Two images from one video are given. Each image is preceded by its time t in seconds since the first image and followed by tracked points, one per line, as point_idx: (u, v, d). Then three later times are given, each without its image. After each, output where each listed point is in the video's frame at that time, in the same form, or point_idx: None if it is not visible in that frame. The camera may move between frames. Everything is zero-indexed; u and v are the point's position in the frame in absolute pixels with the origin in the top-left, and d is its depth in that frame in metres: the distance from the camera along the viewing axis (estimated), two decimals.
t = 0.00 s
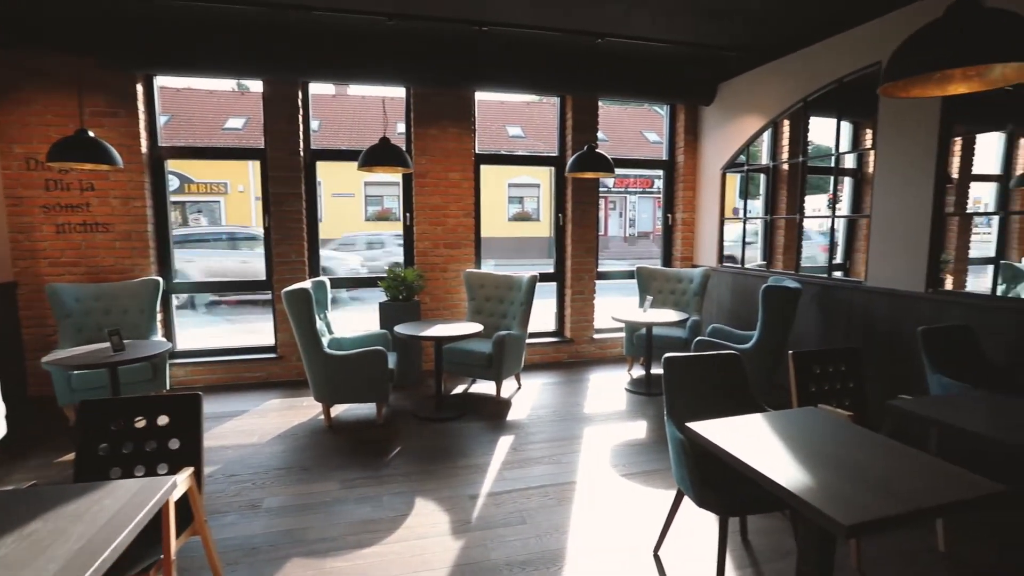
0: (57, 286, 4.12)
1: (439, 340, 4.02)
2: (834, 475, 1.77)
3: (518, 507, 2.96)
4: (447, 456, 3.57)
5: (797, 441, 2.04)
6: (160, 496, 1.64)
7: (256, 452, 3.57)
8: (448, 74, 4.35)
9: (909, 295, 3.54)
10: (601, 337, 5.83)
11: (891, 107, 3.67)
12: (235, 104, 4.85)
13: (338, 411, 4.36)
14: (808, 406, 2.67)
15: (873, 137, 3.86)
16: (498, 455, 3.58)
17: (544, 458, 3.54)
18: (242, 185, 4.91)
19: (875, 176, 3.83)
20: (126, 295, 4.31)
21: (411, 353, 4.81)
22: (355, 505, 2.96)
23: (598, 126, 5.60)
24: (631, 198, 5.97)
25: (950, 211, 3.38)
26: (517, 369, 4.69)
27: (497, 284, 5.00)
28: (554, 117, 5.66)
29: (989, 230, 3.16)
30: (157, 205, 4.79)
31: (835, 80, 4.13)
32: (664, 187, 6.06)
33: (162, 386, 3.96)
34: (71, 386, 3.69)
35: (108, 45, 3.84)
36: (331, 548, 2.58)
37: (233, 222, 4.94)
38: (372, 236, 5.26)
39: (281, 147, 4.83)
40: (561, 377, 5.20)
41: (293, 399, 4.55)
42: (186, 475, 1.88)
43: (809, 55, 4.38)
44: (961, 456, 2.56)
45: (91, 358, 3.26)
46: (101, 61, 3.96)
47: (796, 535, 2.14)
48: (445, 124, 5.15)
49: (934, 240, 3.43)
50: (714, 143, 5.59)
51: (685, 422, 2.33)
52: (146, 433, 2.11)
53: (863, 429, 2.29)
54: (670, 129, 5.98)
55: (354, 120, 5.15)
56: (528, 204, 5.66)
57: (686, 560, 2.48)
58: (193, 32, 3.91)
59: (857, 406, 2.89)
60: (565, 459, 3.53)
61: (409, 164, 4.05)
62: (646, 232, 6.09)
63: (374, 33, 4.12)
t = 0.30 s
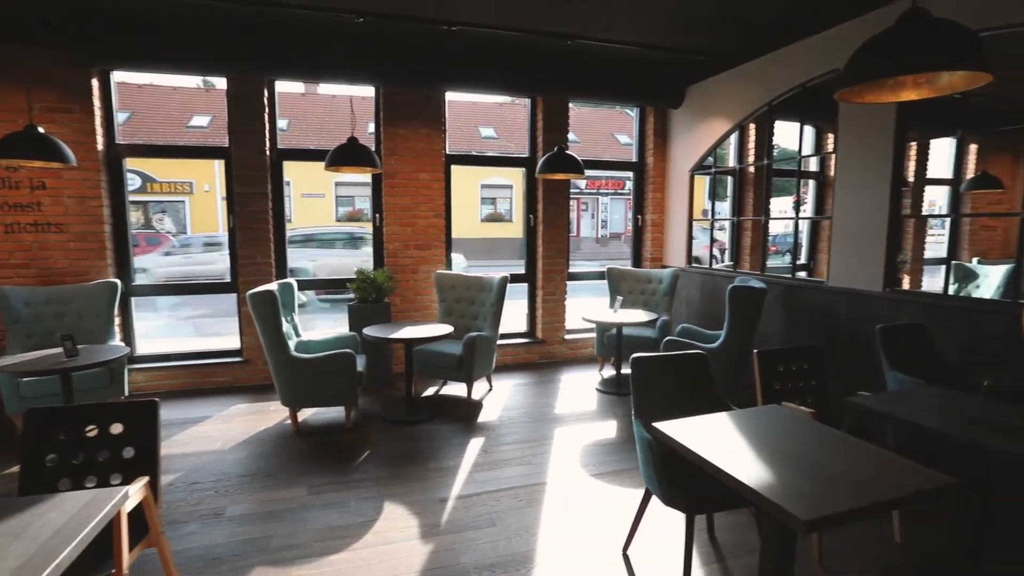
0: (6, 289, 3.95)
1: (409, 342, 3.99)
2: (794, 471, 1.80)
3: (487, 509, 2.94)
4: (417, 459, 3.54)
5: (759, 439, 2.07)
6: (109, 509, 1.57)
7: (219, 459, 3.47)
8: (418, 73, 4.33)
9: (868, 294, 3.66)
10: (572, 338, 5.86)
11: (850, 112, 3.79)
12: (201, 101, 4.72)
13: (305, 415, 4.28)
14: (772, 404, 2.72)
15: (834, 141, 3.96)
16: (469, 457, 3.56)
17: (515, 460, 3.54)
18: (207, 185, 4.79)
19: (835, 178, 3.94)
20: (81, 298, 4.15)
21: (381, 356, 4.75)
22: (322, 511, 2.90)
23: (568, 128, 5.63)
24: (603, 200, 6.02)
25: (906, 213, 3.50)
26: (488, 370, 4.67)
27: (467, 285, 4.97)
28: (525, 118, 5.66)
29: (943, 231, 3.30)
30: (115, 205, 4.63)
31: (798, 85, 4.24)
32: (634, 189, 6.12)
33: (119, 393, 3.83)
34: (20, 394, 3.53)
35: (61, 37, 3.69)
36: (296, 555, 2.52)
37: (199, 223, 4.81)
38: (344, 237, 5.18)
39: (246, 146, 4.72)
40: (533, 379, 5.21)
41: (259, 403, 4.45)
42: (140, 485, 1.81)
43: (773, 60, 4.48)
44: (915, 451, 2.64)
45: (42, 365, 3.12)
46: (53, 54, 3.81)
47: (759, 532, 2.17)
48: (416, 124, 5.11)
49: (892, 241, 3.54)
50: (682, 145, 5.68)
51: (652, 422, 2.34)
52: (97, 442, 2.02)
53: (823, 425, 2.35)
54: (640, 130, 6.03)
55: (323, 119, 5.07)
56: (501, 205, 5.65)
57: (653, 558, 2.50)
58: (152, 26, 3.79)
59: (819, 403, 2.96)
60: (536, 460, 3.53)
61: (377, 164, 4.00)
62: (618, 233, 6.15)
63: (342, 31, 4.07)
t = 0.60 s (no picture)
0: None
1: (377, 345, 3.93)
2: (753, 470, 1.83)
3: (455, 513, 2.92)
4: (384, 463, 3.48)
5: (721, 438, 2.10)
6: (49, 523, 1.49)
7: (176, 468, 3.36)
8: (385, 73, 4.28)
9: (828, 294, 3.76)
10: (542, 339, 5.87)
11: (810, 118, 3.89)
12: (162, 97, 4.57)
13: (269, 420, 4.18)
14: (735, 403, 2.76)
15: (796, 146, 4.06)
16: (437, 461, 3.53)
17: (484, 462, 3.52)
18: (169, 184, 4.65)
19: (797, 182, 4.04)
20: (29, 302, 3.97)
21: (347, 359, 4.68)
22: (285, 519, 2.83)
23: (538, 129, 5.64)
24: (574, 202, 6.06)
25: (865, 216, 3.61)
26: (457, 372, 4.64)
27: (436, 287, 4.93)
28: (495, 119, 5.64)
29: (899, 233, 3.40)
30: (66, 204, 4.44)
31: (761, 90, 4.33)
32: (603, 191, 6.16)
33: (70, 401, 3.68)
34: None
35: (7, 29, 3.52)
36: (256, 565, 2.46)
37: (160, 223, 4.66)
38: (312, 238, 5.09)
39: (207, 145, 4.60)
40: (503, 380, 5.20)
41: (220, 409, 4.33)
42: (85, 497, 1.74)
43: (737, 65, 4.57)
44: (871, 447, 2.72)
45: None
46: None
47: (722, 530, 2.20)
48: (383, 124, 5.05)
49: (851, 243, 3.65)
50: (650, 148, 5.75)
51: (617, 423, 2.35)
52: (39, 453, 1.93)
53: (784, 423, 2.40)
54: (608, 132, 6.07)
55: (289, 118, 4.96)
56: (472, 206, 5.63)
57: (620, 558, 2.52)
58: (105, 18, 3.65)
59: (781, 402, 3.02)
60: (505, 462, 3.51)
61: (343, 165, 3.94)
62: (589, 235, 6.19)
63: (307, 29, 3.99)
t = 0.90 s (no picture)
0: None
1: (344, 347, 3.87)
2: (715, 470, 1.85)
3: (422, 517, 2.88)
4: (350, 468, 3.43)
5: (684, 439, 2.12)
6: None
7: (133, 476, 3.24)
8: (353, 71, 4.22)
9: (793, 296, 3.84)
10: (512, 340, 5.87)
11: (775, 122, 3.97)
12: (123, 92, 4.42)
13: (232, 425, 4.07)
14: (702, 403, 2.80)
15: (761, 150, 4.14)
16: (405, 464, 3.49)
17: (454, 465, 3.49)
18: (130, 182, 4.49)
19: (762, 185, 4.12)
20: None
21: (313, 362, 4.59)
22: (247, 527, 2.76)
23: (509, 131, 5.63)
24: (547, 203, 6.07)
25: (828, 220, 3.69)
26: (426, 375, 4.60)
27: (405, 289, 4.89)
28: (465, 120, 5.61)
29: (860, 237, 3.50)
30: (15, 202, 4.24)
31: (727, 95, 4.41)
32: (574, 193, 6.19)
33: (18, 408, 3.52)
34: None
35: None
36: None
37: (121, 222, 4.50)
38: (280, 239, 4.99)
39: (168, 142, 4.46)
40: (473, 382, 5.18)
41: (181, 415, 4.20)
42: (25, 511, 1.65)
43: (704, 70, 4.64)
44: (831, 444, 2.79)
45: None
46: None
47: (687, 530, 2.22)
48: (352, 124, 4.98)
49: (814, 246, 3.73)
50: (620, 151, 5.80)
51: (584, 425, 2.36)
52: None
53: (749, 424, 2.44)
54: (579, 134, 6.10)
55: (255, 116, 4.84)
56: (445, 208, 5.60)
57: (587, 560, 2.52)
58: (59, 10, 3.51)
59: (745, 402, 3.07)
60: (474, 465, 3.49)
61: (309, 165, 3.89)
62: (563, 236, 6.21)
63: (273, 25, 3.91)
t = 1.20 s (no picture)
0: None
1: (315, 350, 3.81)
2: (682, 472, 1.87)
3: (392, 522, 2.85)
4: (320, 473, 3.37)
5: (652, 441, 2.14)
6: None
7: (91, 485, 3.13)
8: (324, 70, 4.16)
9: (763, 298, 3.90)
10: (487, 342, 5.85)
11: (745, 128, 4.04)
12: (89, 87, 4.28)
13: (198, 430, 3.97)
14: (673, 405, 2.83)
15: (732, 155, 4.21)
16: (377, 468, 3.45)
17: (427, 468, 3.46)
18: (94, 180, 4.35)
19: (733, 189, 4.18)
20: None
21: (282, 365, 4.51)
22: (211, 535, 2.69)
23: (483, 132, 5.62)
24: (523, 206, 6.08)
25: (797, 223, 3.77)
26: (399, 377, 4.56)
27: (378, 290, 4.83)
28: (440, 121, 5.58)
29: (827, 240, 3.60)
30: None
31: (699, 100, 4.47)
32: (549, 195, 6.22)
33: None
34: None
35: None
36: None
37: (83, 221, 4.35)
38: (250, 240, 4.90)
39: (132, 139, 4.34)
40: (447, 385, 5.15)
41: (144, 420, 4.08)
42: None
43: (676, 75, 4.70)
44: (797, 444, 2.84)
45: None
46: None
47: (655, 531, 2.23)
48: (324, 123, 4.91)
49: (783, 249, 3.80)
50: (595, 154, 5.83)
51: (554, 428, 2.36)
52: None
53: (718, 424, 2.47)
54: (554, 136, 6.12)
55: (224, 113, 4.74)
56: (421, 209, 5.57)
57: (557, 562, 2.52)
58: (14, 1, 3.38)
59: (715, 403, 3.11)
60: (446, 468, 3.47)
61: (280, 166, 3.80)
62: (539, 238, 6.23)
63: (241, 22, 3.84)
